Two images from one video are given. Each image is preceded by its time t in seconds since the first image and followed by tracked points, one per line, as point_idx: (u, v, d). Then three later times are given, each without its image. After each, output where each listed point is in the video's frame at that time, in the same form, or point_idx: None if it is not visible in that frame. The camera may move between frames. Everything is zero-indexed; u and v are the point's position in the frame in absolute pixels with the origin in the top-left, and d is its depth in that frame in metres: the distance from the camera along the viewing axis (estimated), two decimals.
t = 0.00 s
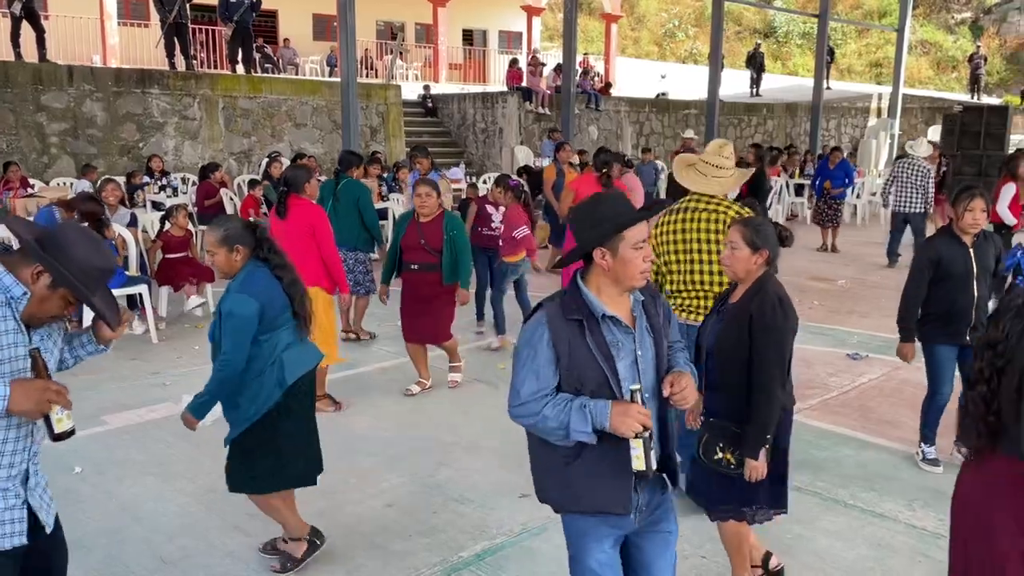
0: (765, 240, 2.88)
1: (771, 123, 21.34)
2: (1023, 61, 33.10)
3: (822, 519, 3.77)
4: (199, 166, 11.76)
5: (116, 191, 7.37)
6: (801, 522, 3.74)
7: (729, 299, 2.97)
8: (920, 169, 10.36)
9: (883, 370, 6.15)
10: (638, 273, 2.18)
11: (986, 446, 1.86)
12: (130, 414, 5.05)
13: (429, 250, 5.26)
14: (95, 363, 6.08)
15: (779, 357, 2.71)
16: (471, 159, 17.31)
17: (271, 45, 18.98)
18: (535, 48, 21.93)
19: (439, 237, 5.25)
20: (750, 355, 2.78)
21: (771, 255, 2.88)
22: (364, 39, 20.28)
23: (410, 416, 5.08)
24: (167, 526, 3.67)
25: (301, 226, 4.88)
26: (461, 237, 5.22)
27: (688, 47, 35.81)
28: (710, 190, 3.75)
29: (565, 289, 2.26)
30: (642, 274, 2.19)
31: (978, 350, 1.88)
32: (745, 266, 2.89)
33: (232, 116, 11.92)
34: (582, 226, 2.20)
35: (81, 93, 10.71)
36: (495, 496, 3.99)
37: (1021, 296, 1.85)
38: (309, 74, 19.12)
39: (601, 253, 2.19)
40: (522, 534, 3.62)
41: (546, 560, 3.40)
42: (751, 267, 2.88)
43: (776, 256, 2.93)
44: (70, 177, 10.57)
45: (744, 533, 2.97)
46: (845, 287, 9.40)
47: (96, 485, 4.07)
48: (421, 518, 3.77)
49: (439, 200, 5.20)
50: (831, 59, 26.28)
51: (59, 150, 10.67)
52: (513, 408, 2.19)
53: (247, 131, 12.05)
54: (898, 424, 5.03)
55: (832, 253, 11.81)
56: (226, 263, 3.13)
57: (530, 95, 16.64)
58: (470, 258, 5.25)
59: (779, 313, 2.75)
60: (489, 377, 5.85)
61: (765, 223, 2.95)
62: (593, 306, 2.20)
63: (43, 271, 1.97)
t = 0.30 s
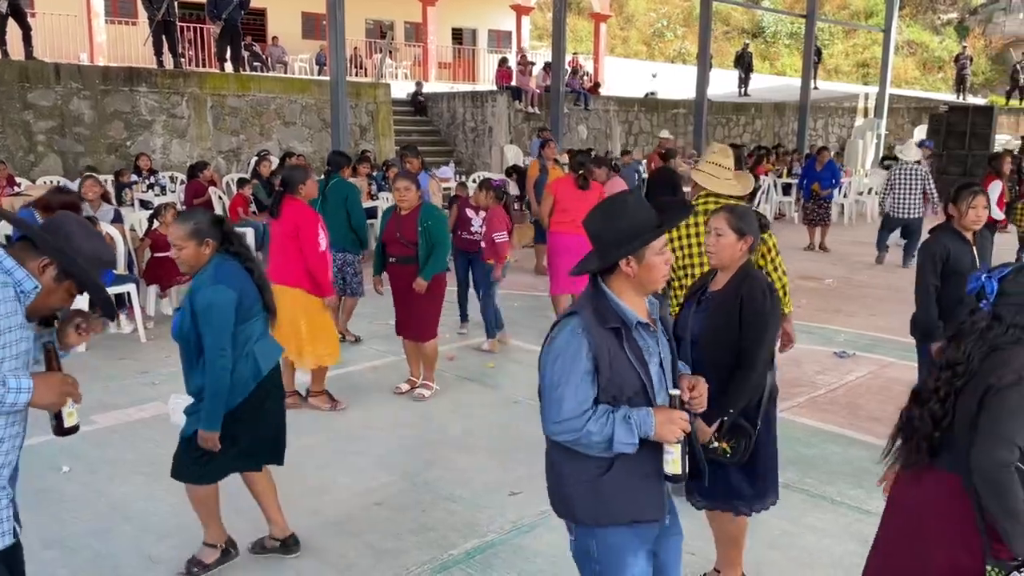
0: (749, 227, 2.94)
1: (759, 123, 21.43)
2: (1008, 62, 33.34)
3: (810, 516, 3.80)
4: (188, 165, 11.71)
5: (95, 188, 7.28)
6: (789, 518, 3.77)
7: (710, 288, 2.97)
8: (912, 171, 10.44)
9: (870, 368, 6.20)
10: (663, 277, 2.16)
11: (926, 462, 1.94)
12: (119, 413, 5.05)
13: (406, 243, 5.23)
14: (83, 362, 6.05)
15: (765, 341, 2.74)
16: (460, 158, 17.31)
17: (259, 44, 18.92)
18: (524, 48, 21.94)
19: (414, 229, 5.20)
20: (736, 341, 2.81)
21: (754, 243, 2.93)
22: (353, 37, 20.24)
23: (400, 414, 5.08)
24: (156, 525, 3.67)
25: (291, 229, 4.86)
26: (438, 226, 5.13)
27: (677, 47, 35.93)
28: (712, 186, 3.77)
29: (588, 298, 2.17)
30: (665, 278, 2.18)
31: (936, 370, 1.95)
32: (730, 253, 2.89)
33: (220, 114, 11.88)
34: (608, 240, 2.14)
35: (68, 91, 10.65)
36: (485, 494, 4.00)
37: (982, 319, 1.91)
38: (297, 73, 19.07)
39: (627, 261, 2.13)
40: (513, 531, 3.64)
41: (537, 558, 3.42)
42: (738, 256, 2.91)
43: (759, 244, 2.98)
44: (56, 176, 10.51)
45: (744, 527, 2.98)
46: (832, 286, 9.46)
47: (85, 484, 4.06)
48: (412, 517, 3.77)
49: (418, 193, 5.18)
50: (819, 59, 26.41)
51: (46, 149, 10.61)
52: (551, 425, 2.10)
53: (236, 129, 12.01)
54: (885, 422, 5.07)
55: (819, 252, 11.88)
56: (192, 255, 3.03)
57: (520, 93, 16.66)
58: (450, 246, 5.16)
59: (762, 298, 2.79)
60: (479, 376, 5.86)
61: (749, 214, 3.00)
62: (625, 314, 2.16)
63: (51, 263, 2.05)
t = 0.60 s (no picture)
0: (725, 235, 2.89)
1: (746, 122, 21.47)
2: (993, 62, 33.49)
3: (798, 515, 3.79)
4: (173, 164, 11.62)
5: (75, 185, 7.20)
6: (777, 517, 3.76)
7: (688, 300, 2.94)
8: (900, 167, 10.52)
9: (857, 367, 6.20)
10: (673, 258, 2.19)
11: (949, 442, 1.98)
12: (103, 413, 4.99)
13: (389, 252, 5.17)
14: (66, 362, 5.99)
15: (749, 352, 2.73)
16: (448, 156, 17.26)
17: (245, 42, 18.80)
18: (511, 47, 21.89)
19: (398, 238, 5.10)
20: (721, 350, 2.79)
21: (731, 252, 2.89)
22: (340, 35, 20.15)
23: (387, 415, 5.04)
24: (139, 526, 3.62)
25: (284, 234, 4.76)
26: (422, 236, 5.03)
27: (665, 46, 35.97)
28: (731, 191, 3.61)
29: (623, 283, 2.07)
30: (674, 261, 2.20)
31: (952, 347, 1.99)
32: (709, 262, 2.86)
33: (206, 113, 11.80)
34: (625, 225, 2.08)
35: (51, 88, 10.54)
36: (472, 494, 3.97)
37: (1003, 297, 1.94)
38: (284, 71, 18.97)
39: (647, 247, 2.10)
40: (500, 532, 3.62)
41: (525, 558, 3.39)
42: (715, 265, 2.87)
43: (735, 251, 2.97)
44: (39, 174, 10.41)
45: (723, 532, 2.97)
46: (819, 285, 9.48)
47: (67, 485, 4.01)
48: (399, 518, 3.74)
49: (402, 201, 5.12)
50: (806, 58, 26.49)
51: (29, 147, 10.51)
52: (627, 421, 1.98)
53: (221, 128, 11.92)
54: (873, 421, 5.07)
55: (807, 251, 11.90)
56: (156, 265, 2.89)
57: (507, 92, 16.62)
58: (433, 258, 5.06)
59: (742, 307, 2.78)
60: (467, 376, 5.83)
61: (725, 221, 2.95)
62: (663, 297, 2.13)
63: (10, 271, 2.00)
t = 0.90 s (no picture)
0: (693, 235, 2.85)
1: (733, 121, 21.54)
2: (978, 61, 33.68)
3: (786, 512, 3.80)
4: (159, 162, 11.56)
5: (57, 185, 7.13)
6: (765, 515, 3.77)
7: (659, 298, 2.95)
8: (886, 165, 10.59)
9: (843, 365, 6.23)
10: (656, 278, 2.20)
11: (987, 480, 1.83)
12: (88, 413, 4.95)
13: (387, 253, 5.06)
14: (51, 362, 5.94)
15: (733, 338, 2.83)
16: (435, 155, 17.24)
17: (232, 40, 18.72)
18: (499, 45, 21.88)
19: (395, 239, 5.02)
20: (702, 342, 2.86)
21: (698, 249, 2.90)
22: (327, 33, 20.09)
23: (375, 414, 5.03)
24: (124, 526, 3.60)
25: (271, 229, 4.75)
26: (421, 234, 4.96)
27: (652, 45, 36.05)
28: (758, 173, 3.56)
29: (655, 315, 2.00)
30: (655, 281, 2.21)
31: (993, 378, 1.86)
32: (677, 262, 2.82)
33: (192, 111, 11.74)
34: (633, 245, 2.01)
35: (35, 87, 10.46)
36: (461, 494, 3.97)
37: None
38: (271, 69, 18.90)
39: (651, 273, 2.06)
40: (488, 531, 3.61)
41: (513, 557, 3.38)
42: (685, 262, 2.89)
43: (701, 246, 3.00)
44: (23, 172, 10.32)
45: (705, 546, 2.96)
46: (805, 283, 9.53)
47: (51, 485, 3.98)
48: (387, 517, 3.73)
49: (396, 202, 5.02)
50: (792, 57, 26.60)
51: (13, 145, 10.42)
52: (709, 449, 1.98)
53: (207, 126, 11.86)
54: (860, 418, 5.09)
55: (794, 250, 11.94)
56: (138, 266, 2.84)
57: (495, 91, 16.61)
58: (434, 260, 5.00)
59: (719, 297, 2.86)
60: (456, 375, 5.82)
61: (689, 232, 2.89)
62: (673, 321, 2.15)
63: None
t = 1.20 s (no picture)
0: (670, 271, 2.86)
1: (720, 120, 21.59)
2: (963, 60, 33.83)
3: (773, 510, 3.80)
4: (144, 161, 11.47)
5: (39, 185, 7.04)
6: (752, 513, 3.77)
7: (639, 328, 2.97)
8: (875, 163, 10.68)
9: (830, 363, 6.25)
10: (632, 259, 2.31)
11: None
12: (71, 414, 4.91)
13: (379, 252, 5.06)
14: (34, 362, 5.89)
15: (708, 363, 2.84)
16: (422, 153, 17.19)
17: (217, 38, 18.61)
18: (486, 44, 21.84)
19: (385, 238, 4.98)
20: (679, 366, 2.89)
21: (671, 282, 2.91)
22: (313, 31, 20.00)
23: (362, 413, 5.01)
24: (107, 527, 3.57)
25: (255, 228, 4.71)
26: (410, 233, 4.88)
27: (638, 44, 36.10)
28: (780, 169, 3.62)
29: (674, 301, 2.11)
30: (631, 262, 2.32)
31: None
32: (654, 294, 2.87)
33: (177, 109, 11.66)
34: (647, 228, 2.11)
35: (18, 84, 10.37)
36: (448, 493, 3.95)
37: None
38: (257, 67, 18.80)
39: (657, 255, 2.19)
40: (476, 530, 3.60)
41: (501, 557, 3.37)
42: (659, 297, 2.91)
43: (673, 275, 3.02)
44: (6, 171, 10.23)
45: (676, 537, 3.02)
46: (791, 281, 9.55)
47: (34, 486, 3.94)
48: (374, 517, 3.71)
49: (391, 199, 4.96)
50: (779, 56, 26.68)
51: None
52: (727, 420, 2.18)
53: (192, 124, 11.79)
54: (846, 416, 5.11)
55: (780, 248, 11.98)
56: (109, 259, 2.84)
57: (482, 89, 16.57)
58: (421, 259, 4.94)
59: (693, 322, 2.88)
60: (443, 374, 5.81)
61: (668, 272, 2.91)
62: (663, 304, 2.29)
63: None
